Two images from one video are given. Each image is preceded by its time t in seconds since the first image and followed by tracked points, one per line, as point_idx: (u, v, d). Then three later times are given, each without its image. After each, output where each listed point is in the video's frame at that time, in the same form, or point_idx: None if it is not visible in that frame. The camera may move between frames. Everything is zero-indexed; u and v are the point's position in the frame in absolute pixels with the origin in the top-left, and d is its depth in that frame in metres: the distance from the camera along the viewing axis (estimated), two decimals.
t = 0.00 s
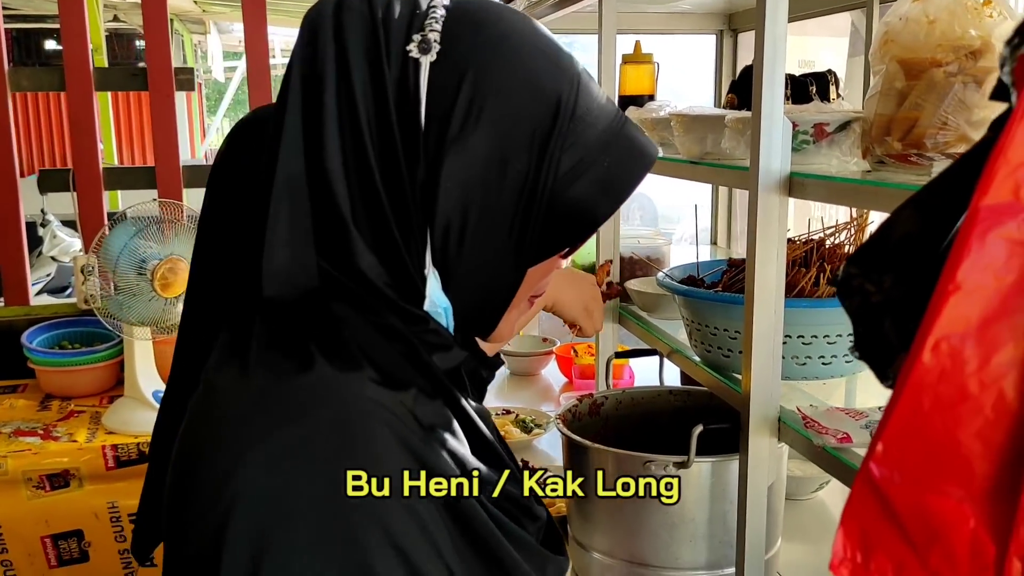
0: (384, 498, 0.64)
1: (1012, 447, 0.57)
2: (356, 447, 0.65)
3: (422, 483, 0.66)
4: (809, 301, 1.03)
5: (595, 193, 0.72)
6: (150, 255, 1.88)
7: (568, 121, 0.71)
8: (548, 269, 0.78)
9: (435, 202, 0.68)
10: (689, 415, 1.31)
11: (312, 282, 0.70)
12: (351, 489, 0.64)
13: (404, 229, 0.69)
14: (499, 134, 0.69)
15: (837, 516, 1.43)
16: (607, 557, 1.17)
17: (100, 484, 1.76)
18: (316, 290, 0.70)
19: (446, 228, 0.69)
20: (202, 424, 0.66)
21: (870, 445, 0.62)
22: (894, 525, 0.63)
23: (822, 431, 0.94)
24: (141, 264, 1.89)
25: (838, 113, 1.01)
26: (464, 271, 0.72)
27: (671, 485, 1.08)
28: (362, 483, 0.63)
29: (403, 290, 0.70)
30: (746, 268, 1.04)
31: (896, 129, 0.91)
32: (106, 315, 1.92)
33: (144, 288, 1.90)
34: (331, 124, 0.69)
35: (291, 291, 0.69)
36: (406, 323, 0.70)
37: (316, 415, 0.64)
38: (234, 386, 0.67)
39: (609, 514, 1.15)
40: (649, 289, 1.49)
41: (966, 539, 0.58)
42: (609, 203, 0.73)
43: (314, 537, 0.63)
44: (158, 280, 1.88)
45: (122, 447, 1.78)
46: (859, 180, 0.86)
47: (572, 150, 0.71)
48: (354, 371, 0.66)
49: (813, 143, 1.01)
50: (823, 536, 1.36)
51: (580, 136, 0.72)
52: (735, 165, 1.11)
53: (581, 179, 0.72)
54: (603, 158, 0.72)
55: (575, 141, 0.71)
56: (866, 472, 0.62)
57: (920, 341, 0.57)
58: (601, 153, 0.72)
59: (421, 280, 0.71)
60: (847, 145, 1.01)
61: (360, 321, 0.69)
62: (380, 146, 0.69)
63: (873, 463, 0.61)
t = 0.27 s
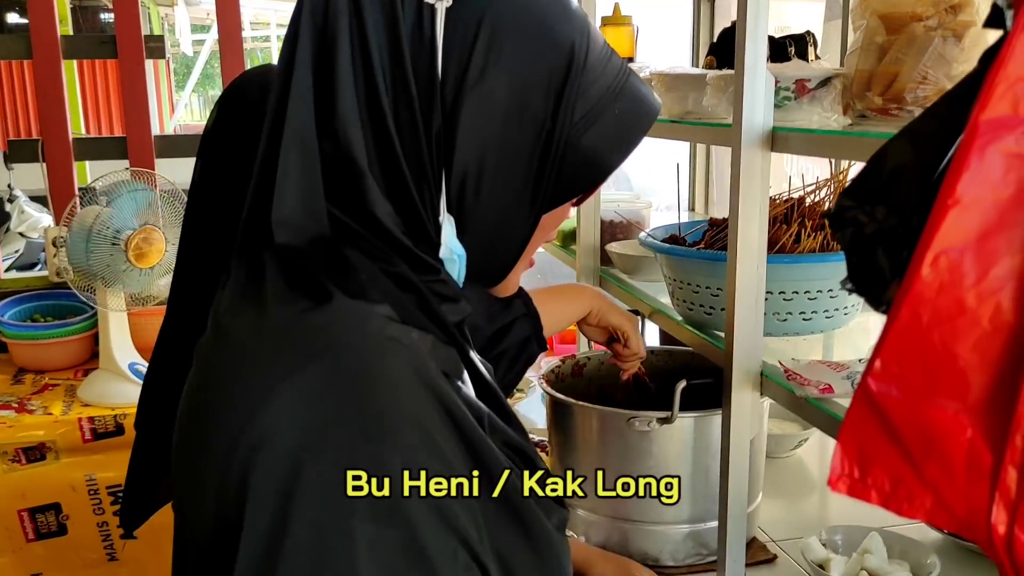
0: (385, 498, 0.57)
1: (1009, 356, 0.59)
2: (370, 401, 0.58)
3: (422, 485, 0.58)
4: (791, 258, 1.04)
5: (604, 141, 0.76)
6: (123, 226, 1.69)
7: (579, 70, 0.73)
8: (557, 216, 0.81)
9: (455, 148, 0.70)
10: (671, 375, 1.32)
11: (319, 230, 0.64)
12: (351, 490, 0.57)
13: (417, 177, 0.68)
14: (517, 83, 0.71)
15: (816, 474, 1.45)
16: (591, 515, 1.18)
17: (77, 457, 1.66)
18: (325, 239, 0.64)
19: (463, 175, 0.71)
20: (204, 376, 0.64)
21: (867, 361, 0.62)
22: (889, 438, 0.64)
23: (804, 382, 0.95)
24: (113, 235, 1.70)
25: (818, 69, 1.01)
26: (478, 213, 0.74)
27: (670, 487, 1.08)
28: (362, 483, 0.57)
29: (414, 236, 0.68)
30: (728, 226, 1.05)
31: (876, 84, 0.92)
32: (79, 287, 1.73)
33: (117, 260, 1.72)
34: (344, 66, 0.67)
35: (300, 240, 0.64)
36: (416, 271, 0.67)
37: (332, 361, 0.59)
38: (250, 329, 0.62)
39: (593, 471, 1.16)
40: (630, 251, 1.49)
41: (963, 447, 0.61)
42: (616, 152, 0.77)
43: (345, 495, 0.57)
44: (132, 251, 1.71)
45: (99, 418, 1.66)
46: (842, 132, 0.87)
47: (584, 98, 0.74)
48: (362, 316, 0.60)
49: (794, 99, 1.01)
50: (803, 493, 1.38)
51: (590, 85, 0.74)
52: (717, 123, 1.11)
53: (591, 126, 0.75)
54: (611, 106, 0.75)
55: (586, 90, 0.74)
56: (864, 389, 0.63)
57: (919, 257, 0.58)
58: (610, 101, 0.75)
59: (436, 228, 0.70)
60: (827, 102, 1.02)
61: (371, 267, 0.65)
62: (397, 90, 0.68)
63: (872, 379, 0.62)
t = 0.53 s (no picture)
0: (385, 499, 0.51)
1: (981, 258, 0.58)
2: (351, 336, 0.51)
3: (423, 485, 0.52)
4: (765, 205, 1.04)
5: (588, 81, 0.72)
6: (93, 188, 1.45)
7: (564, 5, 0.70)
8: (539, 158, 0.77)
9: (437, 85, 0.66)
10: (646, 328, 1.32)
11: (298, 166, 0.62)
12: (350, 490, 0.50)
13: (400, 112, 0.66)
14: (501, 16, 0.67)
15: (790, 426, 1.46)
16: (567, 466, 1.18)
17: (52, 423, 1.40)
18: (305, 173, 0.62)
19: (445, 113, 0.68)
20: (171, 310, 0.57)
21: (840, 266, 0.64)
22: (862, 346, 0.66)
23: (776, 328, 0.96)
24: (82, 197, 1.45)
25: (792, 16, 1.01)
26: (459, 154, 0.70)
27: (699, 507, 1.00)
28: (362, 484, 0.50)
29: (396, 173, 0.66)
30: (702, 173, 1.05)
31: (849, 30, 0.91)
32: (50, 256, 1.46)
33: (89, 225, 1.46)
34: (328, 3, 0.64)
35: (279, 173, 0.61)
36: (396, 210, 0.64)
37: (313, 290, 0.51)
38: (231, 266, 0.55)
39: (570, 423, 1.16)
40: (605, 207, 1.48)
41: (933, 348, 0.61)
42: (600, 95, 0.74)
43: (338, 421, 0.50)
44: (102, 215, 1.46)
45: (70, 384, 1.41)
46: (818, 73, 0.86)
47: (568, 34, 0.71)
48: (336, 246, 0.53)
49: (767, 45, 1.00)
50: (776, 444, 1.39)
51: (573, 21, 0.71)
52: (691, 71, 1.10)
53: (576, 64, 0.71)
54: (595, 45, 0.72)
55: (569, 26, 0.71)
56: (837, 294, 0.65)
57: (893, 155, 0.58)
58: (592, 40, 0.72)
59: (415, 163, 0.68)
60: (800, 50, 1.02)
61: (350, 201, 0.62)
62: (380, 24, 0.65)
63: (844, 284, 0.63)
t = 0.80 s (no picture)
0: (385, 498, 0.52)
1: (955, 177, 0.58)
2: (329, 273, 0.51)
3: (422, 484, 0.53)
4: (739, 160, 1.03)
5: (566, 27, 0.71)
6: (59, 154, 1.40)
7: None
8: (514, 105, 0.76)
9: (413, 28, 0.65)
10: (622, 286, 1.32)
11: (273, 108, 0.61)
12: (349, 489, 0.51)
13: (377, 54, 0.65)
14: None
15: (765, 383, 1.47)
16: (543, 423, 1.18)
17: (21, 392, 1.37)
18: (280, 116, 0.61)
19: (421, 58, 0.66)
20: (143, 251, 0.56)
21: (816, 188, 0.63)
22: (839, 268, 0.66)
23: (751, 281, 0.96)
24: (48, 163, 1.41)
25: None
26: (435, 97, 0.69)
27: (670, 486, 0.94)
28: (362, 483, 0.51)
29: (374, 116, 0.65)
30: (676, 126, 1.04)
31: None
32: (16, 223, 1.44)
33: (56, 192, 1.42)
34: None
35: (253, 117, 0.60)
36: (373, 154, 0.63)
37: (288, 226, 0.51)
38: (203, 206, 0.54)
39: (545, 379, 1.16)
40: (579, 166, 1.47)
41: (911, 267, 0.61)
42: (577, 42, 0.73)
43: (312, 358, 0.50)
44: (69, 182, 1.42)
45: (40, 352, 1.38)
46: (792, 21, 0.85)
47: None
48: (313, 186, 0.53)
49: None
50: (751, 400, 1.41)
51: None
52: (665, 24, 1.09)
53: (554, 9, 0.70)
54: None
55: None
56: (813, 216, 0.64)
57: (869, 71, 0.57)
58: None
59: (391, 104, 0.66)
60: None
61: (325, 143, 0.61)
62: None
63: (820, 205, 0.63)
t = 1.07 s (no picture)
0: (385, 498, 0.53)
1: (934, 101, 0.52)
2: (299, 224, 0.50)
3: (421, 483, 0.55)
4: (714, 121, 1.03)
5: None
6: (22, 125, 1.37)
7: None
8: (489, 58, 0.75)
9: None
10: (596, 252, 1.32)
11: (244, 60, 0.59)
12: (349, 489, 0.52)
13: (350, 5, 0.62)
14: None
15: (739, 349, 1.48)
16: (518, 387, 1.18)
17: None
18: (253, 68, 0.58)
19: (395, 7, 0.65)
20: (114, 200, 0.55)
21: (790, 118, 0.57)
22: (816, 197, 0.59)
23: (726, 242, 0.96)
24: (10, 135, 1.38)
25: None
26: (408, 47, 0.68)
27: (671, 486, 0.91)
28: (363, 484, 0.52)
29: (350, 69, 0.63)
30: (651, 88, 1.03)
31: None
32: None
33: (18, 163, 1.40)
34: None
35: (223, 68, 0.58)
36: (349, 109, 0.61)
37: (257, 174, 0.50)
38: (174, 153, 0.52)
39: (520, 343, 1.15)
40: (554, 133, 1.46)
41: (885, 198, 0.55)
42: None
43: (279, 310, 0.49)
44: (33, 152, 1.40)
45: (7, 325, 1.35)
46: None
47: None
48: (287, 135, 0.52)
49: None
50: (725, 365, 1.42)
51: None
52: None
53: None
54: None
55: None
56: (786, 147, 0.58)
57: None
58: None
59: (366, 58, 0.64)
60: None
61: (298, 95, 0.59)
62: None
63: (794, 135, 0.57)
